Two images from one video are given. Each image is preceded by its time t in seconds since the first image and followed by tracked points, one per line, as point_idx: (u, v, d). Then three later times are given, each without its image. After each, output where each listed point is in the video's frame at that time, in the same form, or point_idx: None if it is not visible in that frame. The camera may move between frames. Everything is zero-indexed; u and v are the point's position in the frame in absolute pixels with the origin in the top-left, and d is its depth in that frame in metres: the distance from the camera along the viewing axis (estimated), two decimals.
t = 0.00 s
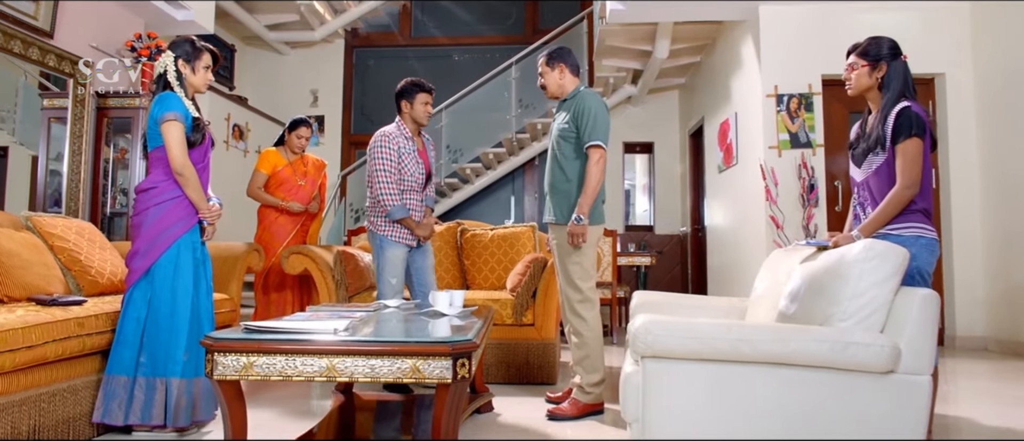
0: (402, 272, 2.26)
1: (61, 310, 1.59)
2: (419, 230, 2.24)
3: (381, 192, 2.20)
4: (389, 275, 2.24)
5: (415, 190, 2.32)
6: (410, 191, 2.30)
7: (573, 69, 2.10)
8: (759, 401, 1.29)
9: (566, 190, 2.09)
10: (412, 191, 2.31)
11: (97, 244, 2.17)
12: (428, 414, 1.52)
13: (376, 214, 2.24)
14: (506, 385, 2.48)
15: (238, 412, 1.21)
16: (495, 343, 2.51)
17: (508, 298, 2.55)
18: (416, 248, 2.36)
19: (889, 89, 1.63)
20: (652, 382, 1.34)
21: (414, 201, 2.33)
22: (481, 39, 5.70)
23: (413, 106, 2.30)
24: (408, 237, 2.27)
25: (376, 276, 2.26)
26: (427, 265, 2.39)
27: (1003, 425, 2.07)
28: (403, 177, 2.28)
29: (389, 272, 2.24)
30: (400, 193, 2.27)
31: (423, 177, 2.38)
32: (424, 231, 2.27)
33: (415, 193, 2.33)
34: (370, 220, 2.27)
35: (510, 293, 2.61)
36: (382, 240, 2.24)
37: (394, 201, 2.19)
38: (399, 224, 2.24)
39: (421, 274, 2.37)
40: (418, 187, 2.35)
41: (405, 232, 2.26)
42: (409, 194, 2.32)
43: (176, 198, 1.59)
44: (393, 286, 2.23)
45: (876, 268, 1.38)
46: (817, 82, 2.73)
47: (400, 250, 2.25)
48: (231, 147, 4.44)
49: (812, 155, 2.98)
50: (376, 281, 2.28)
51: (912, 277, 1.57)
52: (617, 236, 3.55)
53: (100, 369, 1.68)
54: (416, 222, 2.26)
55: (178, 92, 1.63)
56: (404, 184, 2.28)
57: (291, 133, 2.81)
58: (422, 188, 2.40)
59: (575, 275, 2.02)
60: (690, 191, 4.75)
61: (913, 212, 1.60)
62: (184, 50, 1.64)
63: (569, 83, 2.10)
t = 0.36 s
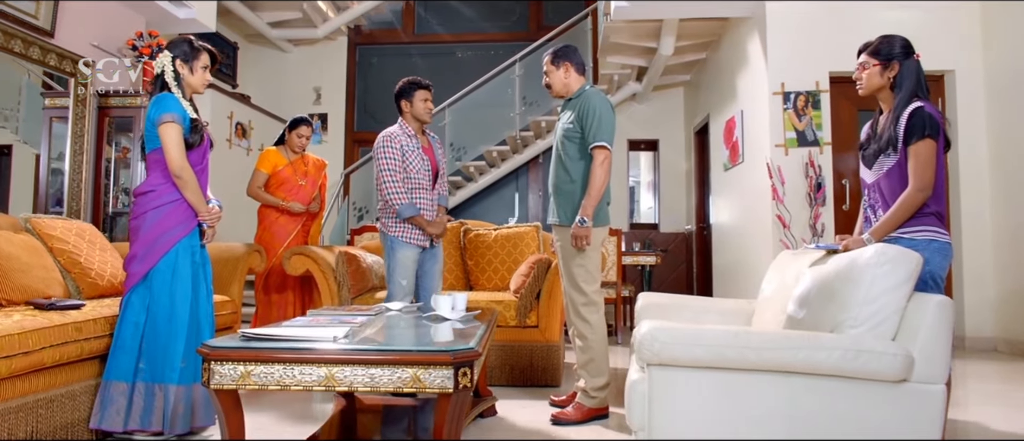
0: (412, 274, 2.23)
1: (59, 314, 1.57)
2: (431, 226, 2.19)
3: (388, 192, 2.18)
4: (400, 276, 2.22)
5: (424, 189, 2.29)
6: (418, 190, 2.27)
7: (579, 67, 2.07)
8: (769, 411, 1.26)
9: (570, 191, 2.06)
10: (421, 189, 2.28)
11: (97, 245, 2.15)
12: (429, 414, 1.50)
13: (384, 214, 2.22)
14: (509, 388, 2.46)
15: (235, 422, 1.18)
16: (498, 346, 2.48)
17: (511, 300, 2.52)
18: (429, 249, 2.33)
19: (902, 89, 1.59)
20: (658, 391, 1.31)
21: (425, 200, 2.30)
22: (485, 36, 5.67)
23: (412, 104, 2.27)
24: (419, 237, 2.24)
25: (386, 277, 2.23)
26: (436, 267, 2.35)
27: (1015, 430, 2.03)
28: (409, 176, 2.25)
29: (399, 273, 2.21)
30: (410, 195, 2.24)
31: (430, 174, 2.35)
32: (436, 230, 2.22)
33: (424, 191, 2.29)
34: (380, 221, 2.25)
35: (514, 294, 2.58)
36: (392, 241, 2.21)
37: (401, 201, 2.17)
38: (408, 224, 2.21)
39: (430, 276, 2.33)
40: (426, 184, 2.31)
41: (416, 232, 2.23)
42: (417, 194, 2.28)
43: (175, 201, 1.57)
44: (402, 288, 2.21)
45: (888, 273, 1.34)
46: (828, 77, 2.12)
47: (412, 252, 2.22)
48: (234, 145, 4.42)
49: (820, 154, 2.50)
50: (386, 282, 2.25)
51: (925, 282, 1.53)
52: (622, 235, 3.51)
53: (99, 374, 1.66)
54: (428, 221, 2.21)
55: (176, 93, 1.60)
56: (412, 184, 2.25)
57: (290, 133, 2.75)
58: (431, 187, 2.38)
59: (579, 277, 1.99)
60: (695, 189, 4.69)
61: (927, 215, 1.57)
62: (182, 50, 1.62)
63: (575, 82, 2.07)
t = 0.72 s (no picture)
0: (432, 273, 2.20)
1: (58, 319, 1.55)
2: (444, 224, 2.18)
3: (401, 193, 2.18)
4: (418, 276, 2.18)
5: (438, 186, 2.26)
6: (431, 188, 2.23)
7: (587, 66, 2.03)
8: (780, 422, 1.23)
9: (576, 193, 2.03)
10: (434, 187, 2.24)
11: (99, 247, 2.13)
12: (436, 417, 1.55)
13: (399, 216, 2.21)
14: (514, 391, 2.43)
15: (234, 433, 1.16)
16: (504, 348, 2.45)
17: (517, 302, 2.50)
18: (445, 251, 2.28)
19: (916, 89, 1.56)
20: (666, 400, 1.28)
21: (439, 198, 2.26)
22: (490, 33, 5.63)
23: (419, 108, 2.25)
24: (436, 237, 2.21)
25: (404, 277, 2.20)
26: (453, 271, 2.31)
27: None
28: (420, 175, 2.22)
29: (417, 272, 2.18)
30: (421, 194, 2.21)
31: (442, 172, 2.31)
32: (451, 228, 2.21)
33: (438, 189, 2.26)
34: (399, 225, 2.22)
35: (519, 296, 2.56)
36: (408, 242, 2.19)
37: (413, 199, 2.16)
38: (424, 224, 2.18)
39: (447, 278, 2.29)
40: (440, 182, 2.28)
41: (432, 231, 2.20)
42: (432, 191, 2.24)
43: (174, 204, 1.55)
44: (422, 287, 2.17)
45: (905, 280, 1.30)
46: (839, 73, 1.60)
47: (428, 252, 2.19)
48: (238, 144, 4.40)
49: (831, 151, 1.57)
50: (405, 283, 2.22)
51: (941, 288, 1.51)
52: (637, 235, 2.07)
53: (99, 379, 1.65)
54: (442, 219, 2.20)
55: (174, 92, 1.60)
56: (424, 183, 2.22)
57: (290, 132, 2.74)
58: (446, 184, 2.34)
59: (585, 281, 1.96)
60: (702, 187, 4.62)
61: (942, 219, 1.56)
62: (179, 49, 1.62)
63: (583, 81, 2.04)
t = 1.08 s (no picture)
0: (430, 274, 2.17)
1: (58, 323, 1.53)
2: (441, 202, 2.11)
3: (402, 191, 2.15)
4: (417, 277, 2.16)
5: (442, 184, 2.22)
6: (433, 187, 2.19)
7: (598, 63, 1.99)
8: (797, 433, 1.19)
9: (585, 193, 1.98)
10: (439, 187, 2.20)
11: (103, 248, 2.11)
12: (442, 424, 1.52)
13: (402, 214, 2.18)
14: (521, 393, 2.40)
15: None
16: (511, 349, 2.42)
17: (524, 303, 2.46)
18: (447, 252, 2.25)
19: (937, 86, 1.50)
20: (678, 409, 1.25)
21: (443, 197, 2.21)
22: (497, 29, 5.53)
23: (429, 110, 2.21)
24: (438, 237, 2.17)
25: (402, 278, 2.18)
26: (457, 271, 2.28)
27: None
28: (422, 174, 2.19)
29: (415, 274, 2.15)
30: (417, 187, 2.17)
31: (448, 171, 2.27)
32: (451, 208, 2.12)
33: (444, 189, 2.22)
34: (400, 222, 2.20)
35: (527, 297, 2.52)
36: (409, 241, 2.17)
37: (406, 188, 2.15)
38: (424, 221, 2.16)
39: (450, 279, 2.26)
40: (446, 181, 2.24)
41: (433, 232, 2.16)
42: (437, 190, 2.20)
43: (172, 205, 1.52)
44: (419, 289, 2.15)
45: (925, 285, 1.25)
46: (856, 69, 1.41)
47: (428, 253, 2.17)
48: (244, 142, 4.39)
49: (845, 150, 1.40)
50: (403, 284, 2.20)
51: (963, 293, 1.47)
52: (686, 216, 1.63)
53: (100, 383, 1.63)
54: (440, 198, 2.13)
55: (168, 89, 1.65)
56: (427, 181, 2.19)
57: (294, 128, 2.71)
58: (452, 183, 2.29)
59: (594, 283, 1.92)
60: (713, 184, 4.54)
61: (964, 221, 1.51)
62: (176, 46, 1.69)
63: (593, 78, 1.99)
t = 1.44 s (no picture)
0: (432, 278, 2.15)
1: (59, 327, 1.51)
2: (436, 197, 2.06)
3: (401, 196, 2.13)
4: (418, 281, 2.14)
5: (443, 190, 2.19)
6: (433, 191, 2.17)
7: (608, 61, 1.95)
8: None
9: (595, 195, 1.95)
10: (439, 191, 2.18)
11: (107, 250, 2.09)
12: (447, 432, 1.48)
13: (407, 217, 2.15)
14: (529, 397, 2.36)
15: None
16: (518, 352, 2.38)
17: (532, 305, 2.43)
18: (451, 255, 2.23)
19: (960, 85, 1.46)
20: (690, 421, 1.21)
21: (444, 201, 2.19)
22: (505, 27, 5.53)
23: (434, 108, 2.16)
24: (440, 241, 2.14)
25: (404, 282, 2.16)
26: (461, 273, 2.25)
27: None
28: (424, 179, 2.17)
29: (418, 277, 2.14)
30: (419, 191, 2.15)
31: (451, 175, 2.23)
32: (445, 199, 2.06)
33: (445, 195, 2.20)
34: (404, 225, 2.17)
35: (534, 299, 2.49)
36: (412, 245, 2.14)
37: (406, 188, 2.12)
38: (427, 226, 2.13)
39: (454, 282, 2.23)
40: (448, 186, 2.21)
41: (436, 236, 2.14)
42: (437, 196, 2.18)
43: (169, 207, 1.50)
44: (422, 293, 2.14)
45: (948, 292, 1.21)
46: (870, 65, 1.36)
47: (430, 256, 2.15)
48: (251, 141, 4.37)
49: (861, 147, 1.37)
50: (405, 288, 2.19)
51: (986, 300, 1.42)
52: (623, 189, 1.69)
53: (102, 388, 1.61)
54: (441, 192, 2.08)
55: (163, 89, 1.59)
56: (429, 186, 2.17)
57: (298, 127, 2.69)
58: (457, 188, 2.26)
59: (603, 286, 1.89)
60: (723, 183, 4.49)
61: (988, 224, 1.44)
62: (171, 43, 1.61)
63: (604, 77, 1.95)
